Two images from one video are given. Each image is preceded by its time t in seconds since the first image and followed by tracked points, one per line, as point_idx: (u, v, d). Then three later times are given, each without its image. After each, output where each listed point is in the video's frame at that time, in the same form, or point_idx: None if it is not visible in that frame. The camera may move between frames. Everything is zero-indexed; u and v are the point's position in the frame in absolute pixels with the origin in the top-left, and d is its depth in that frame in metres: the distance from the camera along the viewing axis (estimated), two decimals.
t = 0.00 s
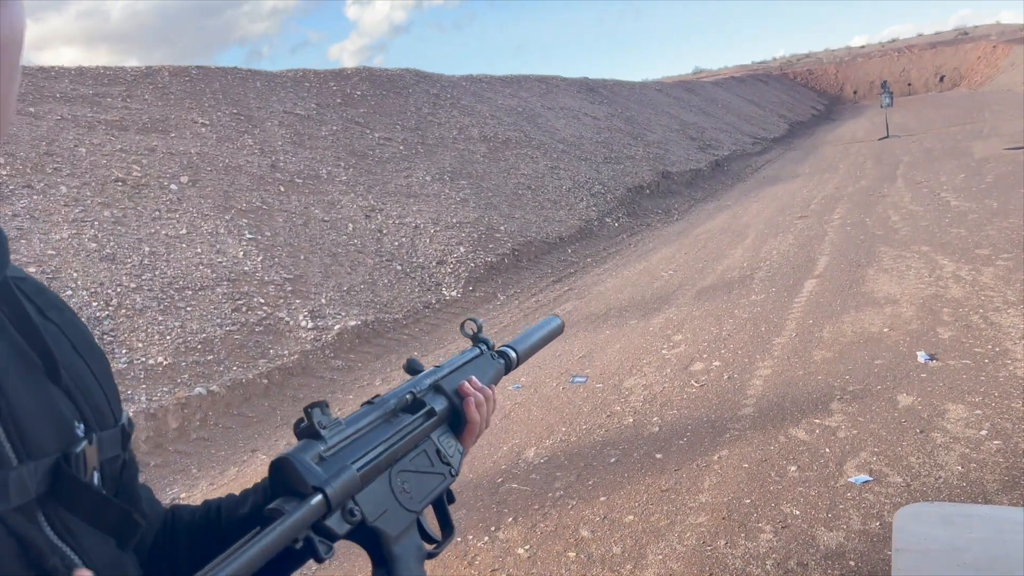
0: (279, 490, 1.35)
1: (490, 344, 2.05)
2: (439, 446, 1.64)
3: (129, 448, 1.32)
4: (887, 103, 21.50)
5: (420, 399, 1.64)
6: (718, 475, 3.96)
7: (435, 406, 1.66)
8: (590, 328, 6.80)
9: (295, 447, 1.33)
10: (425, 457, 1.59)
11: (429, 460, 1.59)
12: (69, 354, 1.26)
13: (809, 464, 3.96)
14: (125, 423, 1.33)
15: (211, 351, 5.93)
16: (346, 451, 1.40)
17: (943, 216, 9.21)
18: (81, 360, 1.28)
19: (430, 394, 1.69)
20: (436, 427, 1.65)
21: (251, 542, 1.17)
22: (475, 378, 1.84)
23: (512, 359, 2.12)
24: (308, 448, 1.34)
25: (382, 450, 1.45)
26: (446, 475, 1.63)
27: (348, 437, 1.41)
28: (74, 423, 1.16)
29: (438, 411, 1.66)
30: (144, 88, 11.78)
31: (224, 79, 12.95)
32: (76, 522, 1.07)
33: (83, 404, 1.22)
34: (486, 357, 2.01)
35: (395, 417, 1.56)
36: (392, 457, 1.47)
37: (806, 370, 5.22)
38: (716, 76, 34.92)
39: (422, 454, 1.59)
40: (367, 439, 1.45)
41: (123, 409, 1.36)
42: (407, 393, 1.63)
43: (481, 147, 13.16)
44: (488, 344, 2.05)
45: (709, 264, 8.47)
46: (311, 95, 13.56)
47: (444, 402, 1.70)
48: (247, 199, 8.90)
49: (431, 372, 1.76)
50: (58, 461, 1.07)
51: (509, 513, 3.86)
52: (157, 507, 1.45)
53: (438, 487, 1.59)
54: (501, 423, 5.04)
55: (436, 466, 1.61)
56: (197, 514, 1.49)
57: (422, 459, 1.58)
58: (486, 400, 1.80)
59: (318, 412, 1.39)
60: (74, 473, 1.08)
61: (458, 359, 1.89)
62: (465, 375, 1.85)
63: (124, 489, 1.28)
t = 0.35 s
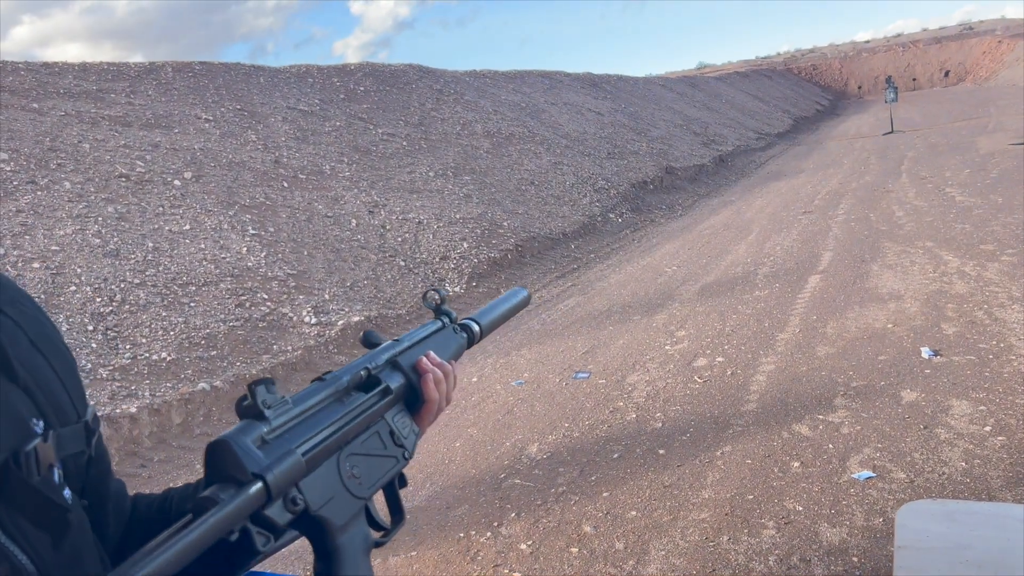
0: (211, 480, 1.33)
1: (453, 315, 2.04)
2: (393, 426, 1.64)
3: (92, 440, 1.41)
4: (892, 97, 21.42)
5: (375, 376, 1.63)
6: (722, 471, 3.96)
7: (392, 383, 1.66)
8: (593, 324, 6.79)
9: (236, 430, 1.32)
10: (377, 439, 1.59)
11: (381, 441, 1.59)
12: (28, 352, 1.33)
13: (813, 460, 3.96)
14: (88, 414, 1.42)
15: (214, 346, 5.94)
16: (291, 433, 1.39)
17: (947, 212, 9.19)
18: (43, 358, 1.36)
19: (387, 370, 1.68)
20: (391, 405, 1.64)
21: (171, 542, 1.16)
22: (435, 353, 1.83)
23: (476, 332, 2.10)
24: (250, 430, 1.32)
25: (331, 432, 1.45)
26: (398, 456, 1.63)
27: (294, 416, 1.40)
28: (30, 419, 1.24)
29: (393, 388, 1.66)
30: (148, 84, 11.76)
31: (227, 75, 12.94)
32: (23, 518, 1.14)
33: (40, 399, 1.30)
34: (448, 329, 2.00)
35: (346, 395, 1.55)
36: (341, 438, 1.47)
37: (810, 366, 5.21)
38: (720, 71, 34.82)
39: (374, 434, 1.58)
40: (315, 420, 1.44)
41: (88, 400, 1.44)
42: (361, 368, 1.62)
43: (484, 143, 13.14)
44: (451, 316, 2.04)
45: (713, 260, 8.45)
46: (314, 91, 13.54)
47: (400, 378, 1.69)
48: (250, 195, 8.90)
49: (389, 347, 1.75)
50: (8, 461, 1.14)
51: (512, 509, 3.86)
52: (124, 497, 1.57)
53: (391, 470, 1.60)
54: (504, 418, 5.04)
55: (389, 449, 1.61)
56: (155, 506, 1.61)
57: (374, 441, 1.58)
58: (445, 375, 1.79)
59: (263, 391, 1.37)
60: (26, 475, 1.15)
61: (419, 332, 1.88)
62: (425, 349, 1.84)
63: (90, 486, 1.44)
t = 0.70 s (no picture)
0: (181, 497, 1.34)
1: (449, 356, 2.03)
2: (370, 461, 1.63)
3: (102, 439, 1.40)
4: (897, 94, 21.37)
5: (358, 412, 1.63)
6: (723, 469, 3.95)
7: (374, 420, 1.66)
8: (595, 321, 6.79)
9: (211, 454, 1.33)
10: (351, 472, 1.59)
11: (356, 476, 1.59)
12: (39, 351, 1.34)
13: (814, 457, 3.96)
14: (99, 415, 1.41)
15: (217, 342, 5.95)
16: (265, 462, 1.39)
17: (951, 209, 9.16)
18: (52, 358, 1.36)
19: (371, 407, 1.68)
20: (370, 442, 1.64)
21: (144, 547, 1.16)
22: (423, 393, 1.83)
23: (473, 373, 2.06)
24: (225, 455, 1.33)
25: (304, 464, 1.45)
26: (371, 492, 1.62)
27: (270, 446, 1.41)
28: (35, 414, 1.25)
29: (374, 426, 1.65)
30: (151, 80, 11.77)
31: (230, 71, 12.95)
32: (16, 500, 1.15)
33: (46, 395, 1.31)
34: (441, 369, 1.99)
35: (325, 429, 1.55)
36: (314, 471, 1.47)
37: (812, 364, 5.21)
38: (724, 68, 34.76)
39: (348, 469, 1.58)
40: (291, 451, 1.44)
41: (100, 401, 1.45)
42: (344, 403, 1.62)
43: (487, 139, 13.14)
44: (447, 356, 2.03)
45: (716, 257, 8.44)
46: (318, 87, 13.54)
47: (383, 415, 1.69)
48: (253, 191, 8.91)
49: (377, 383, 1.75)
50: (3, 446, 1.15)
51: (512, 506, 3.86)
52: (127, 500, 1.57)
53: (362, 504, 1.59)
54: (506, 415, 5.04)
55: (362, 483, 1.61)
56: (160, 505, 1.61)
57: (348, 474, 1.57)
58: (431, 415, 1.78)
59: (244, 418, 1.38)
60: (21, 460, 1.15)
61: (409, 369, 1.88)
62: (414, 387, 1.83)
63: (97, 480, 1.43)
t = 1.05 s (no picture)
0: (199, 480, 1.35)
1: (471, 347, 2.03)
2: (391, 446, 1.63)
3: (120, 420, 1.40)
4: (903, 91, 21.30)
5: (377, 399, 1.64)
6: (726, 465, 3.96)
7: (394, 407, 1.66)
8: (598, 316, 6.79)
9: (227, 438, 1.34)
10: (372, 458, 1.58)
11: (377, 462, 1.58)
12: (57, 337, 1.35)
13: (817, 454, 3.96)
14: (117, 398, 1.42)
15: (221, 336, 5.96)
16: (282, 445, 1.40)
17: (957, 206, 9.13)
18: (71, 344, 1.37)
19: (391, 395, 1.68)
20: (391, 429, 1.64)
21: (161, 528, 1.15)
22: (444, 383, 1.83)
23: (495, 365, 2.08)
24: (242, 439, 1.35)
25: (323, 448, 1.45)
26: (393, 477, 1.61)
27: (287, 430, 1.42)
28: (52, 398, 1.26)
29: (395, 413, 1.65)
30: (156, 73, 11.78)
31: (235, 65, 12.95)
32: (32, 481, 1.16)
33: (65, 378, 1.32)
34: (463, 360, 1.99)
35: (346, 416, 1.56)
36: (335, 455, 1.47)
37: (816, 360, 5.21)
38: (729, 64, 34.68)
39: (369, 454, 1.57)
40: (309, 434, 1.45)
41: (119, 384, 1.45)
42: (364, 391, 1.63)
43: (492, 134, 13.14)
44: (470, 347, 2.03)
45: (720, 253, 8.43)
46: (323, 81, 13.54)
47: (404, 403, 1.69)
48: (258, 185, 8.92)
49: (397, 373, 1.76)
50: (16, 430, 1.15)
51: (515, 500, 3.87)
52: (151, 484, 1.58)
53: (383, 488, 1.58)
54: (509, 410, 5.05)
55: (384, 468, 1.60)
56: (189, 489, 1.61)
57: (369, 459, 1.57)
58: (452, 404, 1.78)
59: (260, 403, 1.40)
60: (35, 443, 1.16)
61: (430, 360, 1.88)
62: (435, 378, 1.84)
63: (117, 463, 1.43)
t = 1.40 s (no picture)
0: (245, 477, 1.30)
1: (522, 335, 1.94)
2: (469, 445, 1.53)
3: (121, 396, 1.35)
4: (909, 88, 21.22)
5: (457, 393, 1.52)
6: (733, 460, 3.94)
7: (471, 401, 1.55)
8: (603, 310, 6.77)
9: (341, 438, 1.20)
10: (455, 457, 1.48)
11: (459, 461, 1.48)
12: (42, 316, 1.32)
13: (824, 449, 3.95)
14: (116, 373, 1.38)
15: (227, 327, 5.95)
16: (390, 445, 1.28)
17: (964, 203, 9.10)
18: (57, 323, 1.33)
19: (467, 389, 1.57)
20: (469, 425, 1.53)
21: (288, 549, 1.04)
22: (507, 374, 1.73)
23: (540, 353, 2.00)
24: (354, 440, 1.21)
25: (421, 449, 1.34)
26: (470, 476, 1.51)
27: (393, 428, 1.29)
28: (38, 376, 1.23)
29: (472, 408, 1.55)
30: (162, 64, 11.77)
31: (240, 56, 12.93)
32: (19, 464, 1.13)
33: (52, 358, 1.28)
34: (517, 349, 1.90)
35: (434, 412, 1.44)
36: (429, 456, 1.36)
37: (822, 356, 5.19)
38: (735, 59, 34.58)
39: (453, 453, 1.47)
40: (409, 434, 1.33)
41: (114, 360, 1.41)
42: (446, 384, 1.51)
43: (497, 127, 13.12)
44: (520, 335, 1.94)
45: (725, 248, 8.41)
46: (328, 73, 13.51)
47: (478, 396, 1.58)
48: (263, 176, 8.90)
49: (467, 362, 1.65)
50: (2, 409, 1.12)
51: (521, 493, 3.86)
52: (175, 469, 1.55)
53: (465, 489, 1.49)
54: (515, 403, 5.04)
55: (464, 467, 1.50)
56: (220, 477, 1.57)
57: (453, 459, 1.46)
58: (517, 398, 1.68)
59: (369, 400, 1.26)
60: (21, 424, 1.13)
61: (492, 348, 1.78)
62: (500, 368, 1.73)
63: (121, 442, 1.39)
